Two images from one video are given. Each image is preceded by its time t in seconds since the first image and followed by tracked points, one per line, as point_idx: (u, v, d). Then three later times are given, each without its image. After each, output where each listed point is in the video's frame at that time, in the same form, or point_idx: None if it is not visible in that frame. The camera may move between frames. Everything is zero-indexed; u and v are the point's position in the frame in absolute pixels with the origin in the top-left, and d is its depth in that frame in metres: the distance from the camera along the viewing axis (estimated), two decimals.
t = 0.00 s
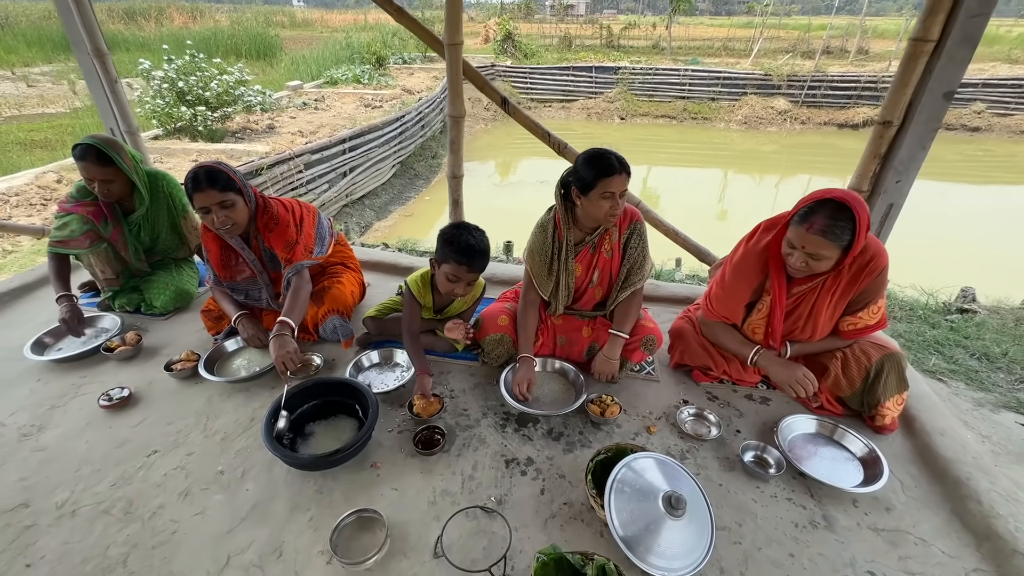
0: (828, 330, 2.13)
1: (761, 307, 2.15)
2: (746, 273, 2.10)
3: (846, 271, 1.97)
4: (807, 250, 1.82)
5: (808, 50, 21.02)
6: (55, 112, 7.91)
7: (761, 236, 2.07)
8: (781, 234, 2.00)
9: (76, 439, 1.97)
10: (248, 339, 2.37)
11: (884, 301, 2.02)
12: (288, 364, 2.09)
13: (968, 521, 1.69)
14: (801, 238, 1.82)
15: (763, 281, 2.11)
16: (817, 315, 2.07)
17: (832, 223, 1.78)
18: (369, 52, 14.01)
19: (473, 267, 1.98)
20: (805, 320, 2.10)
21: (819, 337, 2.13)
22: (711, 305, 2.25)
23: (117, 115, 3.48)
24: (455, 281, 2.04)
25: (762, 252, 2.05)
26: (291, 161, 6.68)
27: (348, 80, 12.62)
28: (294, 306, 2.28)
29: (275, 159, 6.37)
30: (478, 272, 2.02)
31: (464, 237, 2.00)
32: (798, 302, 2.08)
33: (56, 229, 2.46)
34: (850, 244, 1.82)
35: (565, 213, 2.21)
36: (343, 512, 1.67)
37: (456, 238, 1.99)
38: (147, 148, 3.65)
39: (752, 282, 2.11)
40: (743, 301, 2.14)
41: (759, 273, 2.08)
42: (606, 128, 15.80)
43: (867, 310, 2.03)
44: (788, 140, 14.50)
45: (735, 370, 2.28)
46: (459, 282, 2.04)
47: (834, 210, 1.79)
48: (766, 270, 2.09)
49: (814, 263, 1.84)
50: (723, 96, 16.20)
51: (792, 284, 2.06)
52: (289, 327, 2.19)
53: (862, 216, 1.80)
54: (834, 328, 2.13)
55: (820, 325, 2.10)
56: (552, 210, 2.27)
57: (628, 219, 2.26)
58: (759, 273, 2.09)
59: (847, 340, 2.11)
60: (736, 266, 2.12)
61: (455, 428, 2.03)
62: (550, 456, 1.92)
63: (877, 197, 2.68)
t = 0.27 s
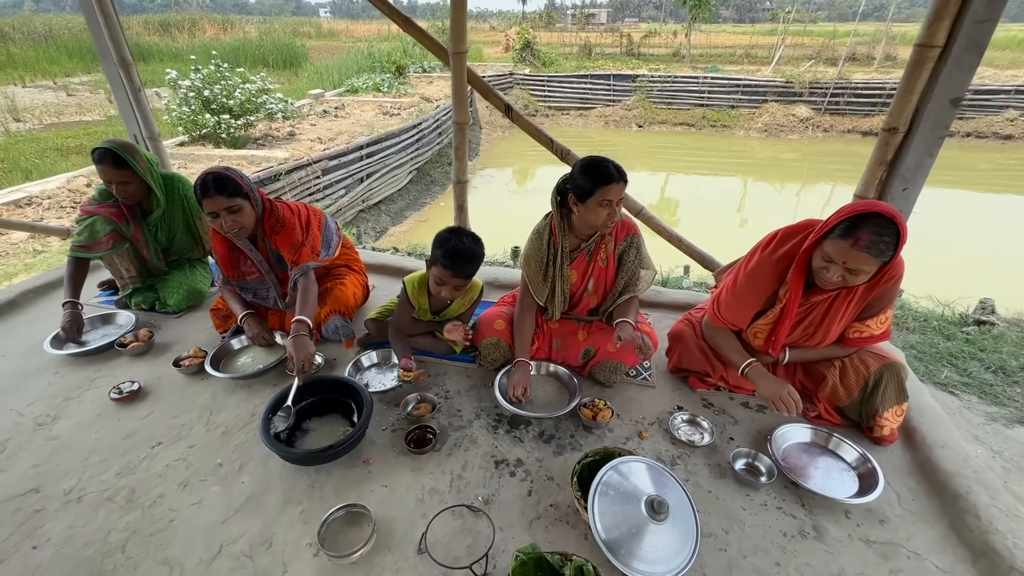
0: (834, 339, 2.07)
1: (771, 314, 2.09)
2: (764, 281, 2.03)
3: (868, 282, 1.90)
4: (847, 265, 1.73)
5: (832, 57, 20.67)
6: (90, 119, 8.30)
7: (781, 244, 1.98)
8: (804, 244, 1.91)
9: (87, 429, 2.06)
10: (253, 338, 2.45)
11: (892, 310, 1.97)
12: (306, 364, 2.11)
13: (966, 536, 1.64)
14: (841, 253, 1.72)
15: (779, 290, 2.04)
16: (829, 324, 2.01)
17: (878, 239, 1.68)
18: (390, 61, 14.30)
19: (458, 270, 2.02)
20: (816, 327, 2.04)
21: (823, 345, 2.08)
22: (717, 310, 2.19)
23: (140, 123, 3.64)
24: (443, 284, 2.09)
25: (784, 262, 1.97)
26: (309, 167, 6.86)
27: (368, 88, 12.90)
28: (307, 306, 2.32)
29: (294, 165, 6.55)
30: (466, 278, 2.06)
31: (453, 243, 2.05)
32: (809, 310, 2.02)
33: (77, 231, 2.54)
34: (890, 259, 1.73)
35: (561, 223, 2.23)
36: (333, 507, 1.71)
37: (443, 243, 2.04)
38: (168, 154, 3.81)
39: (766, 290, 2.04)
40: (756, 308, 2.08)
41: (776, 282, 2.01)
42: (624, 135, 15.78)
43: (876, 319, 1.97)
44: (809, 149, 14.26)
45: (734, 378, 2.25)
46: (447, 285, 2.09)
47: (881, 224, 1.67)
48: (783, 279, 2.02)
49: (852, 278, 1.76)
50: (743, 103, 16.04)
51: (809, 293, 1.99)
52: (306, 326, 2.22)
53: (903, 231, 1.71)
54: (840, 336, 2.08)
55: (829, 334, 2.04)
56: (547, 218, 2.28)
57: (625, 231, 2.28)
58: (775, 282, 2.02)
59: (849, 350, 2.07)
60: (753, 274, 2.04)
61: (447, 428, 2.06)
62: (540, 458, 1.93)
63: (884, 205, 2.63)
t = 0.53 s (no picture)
0: (832, 344, 2.07)
1: (770, 311, 2.11)
2: (765, 275, 2.08)
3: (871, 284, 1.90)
4: (845, 259, 1.74)
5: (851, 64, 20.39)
6: (117, 128, 8.61)
7: (784, 242, 2.03)
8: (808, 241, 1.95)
9: (98, 423, 2.14)
10: (258, 339, 2.51)
11: (892, 317, 1.97)
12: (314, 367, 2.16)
13: (959, 545, 1.61)
14: (838, 245, 1.74)
15: (780, 286, 2.07)
16: (831, 327, 2.01)
17: (875, 234, 1.69)
18: (405, 71, 14.55)
19: (430, 282, 2.09)
20: (817, 329, 2.04)
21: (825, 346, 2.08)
22: (717, 304, 2.23)
23: (158, 131, 3.79)
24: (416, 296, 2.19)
25: (785, 257, 2.02)
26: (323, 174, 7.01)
27: (384, 97, 13.15)
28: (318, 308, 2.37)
29: (308, 172, 6.71)
30: (436, 293, 2.15)
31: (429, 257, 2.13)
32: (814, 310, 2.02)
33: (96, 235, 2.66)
34: (890, 257, 1.73)
35: (560, 228, 2.24)
36: (326, 502, 1.76)
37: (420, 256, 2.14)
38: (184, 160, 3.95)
39: (767, 284, 2.08)
40: (755, 301, 2.13)
41: (776, 278, 2.06)
42: (637, 143, 15.78)
43: (875, 324, 1.97)
44: (826, 156, 14.07)
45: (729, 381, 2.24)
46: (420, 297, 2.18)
47: (881, 221, 1.69)
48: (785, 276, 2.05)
49: (849, 273, 1.77)
50: (758, 111, 15.91)
51: (811, 294, 2.00)
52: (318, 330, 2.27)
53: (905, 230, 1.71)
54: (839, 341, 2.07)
55: (829, 338, 2.04)
56: (547, 221, 2.30)
57: (625, 238, 2.30)
58: (777, 277, 2.06)
59: (846, 354, 2.07)
60: (755, 268, 2.09)
61: (441, 428, 2.09)
62: (531, 459, 1.95)
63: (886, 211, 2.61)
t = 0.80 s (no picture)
0: (824, 347, 2.07)
1: (753, 316, 2.11)
2: (742, 281, 2.08)
3: (844, 283, 1.90)
4: (801, 253, 1.76)
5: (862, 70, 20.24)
6: (134, 138, 8.84)
7: (757, 247, 2.05)
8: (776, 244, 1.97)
9: (103, 422, 2.20)
10: (260, 341, 2.57)
11: (879, 319, 1.97)
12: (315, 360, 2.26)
13: (954, 553, 1.59)
14: (793, 241, 1.78)
15: (759, 291, 2.08)
16: (815, 330, 2.00)
17: (825, 226, 1.72)
18: (415, 80, 14.74)
19: (397, 290, 2.10)
20: (803, 334, 2.04)
21: (816, 352, 2.07)
22: (706, 314, 2.23)
23: (169, 139, 3.90)
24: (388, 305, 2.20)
25: (758, 261, 2.03)
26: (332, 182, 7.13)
27: (393, 106, 13.32)
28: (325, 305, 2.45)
29: (317, 179, 6.83)
30: (403, 301, 2.13)
31: (398, 264, 2.17)
32: (798, 313, 2.01)
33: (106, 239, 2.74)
34: (847, 249, 1.74)
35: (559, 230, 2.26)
36: (319, 501, 1.79)
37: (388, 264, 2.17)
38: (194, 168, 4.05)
39: (746, 292, 2.08)
40: (737, 308, 2.12)
41: (753, 282, 2.05)
42: (646, 150, 15.78)
43: (863, 327, 1.97)
44: (837, 162, 13.94)
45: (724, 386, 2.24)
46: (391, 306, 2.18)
47: (830, 214, 1.73)
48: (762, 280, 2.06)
49: (810, 268, 1.78)
50: (768, 117, 15.84)
51: (789, 296, 2.00)
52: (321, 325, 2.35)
53: (859, 220, 1.73)
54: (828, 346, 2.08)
55: (817, 340, 2.04)
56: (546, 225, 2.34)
57: (621, 241, 2.31)
58: (754, 283, 2.06)
59: (840, 359, 2.06)
60: (732, 274, 2.10)
61: (436, 430, 2.12)
62: (523, 461, 1.97)
63: (886, 215, 2.59)
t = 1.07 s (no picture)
0: (813, 354, 2.07)
1: (734, 327, 2.14)
2: (717, 293, 2.12)
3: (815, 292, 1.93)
4: (758, 267, 1.82)
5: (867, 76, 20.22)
6: (144, 148, 8.99)
7: (727, 260, 2.10)
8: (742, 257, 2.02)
9: (106, 426, 2.23)
10: (262, 345, 2.60)
11: (862, 324, 1.96)
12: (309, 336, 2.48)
13: (952, 558, 1.58)
14: (749, 255, 1.84)
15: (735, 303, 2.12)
16: (797, 340, 2.02)
17: (777, 239, 1.78)
18: (420, 89, 14.89)
19: (381, 297, 2.12)
20: (786, 345, 2.05)
21: (804, 362, 2.07)
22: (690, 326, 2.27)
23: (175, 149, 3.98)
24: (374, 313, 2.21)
25: (729, 274, 2.08)
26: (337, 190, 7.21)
27: (398, 115, 13.46)
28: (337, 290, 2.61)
29: (321, 188, 6.90)
30: (388, 308, 2.15)
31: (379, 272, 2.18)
32: (779, 325, 2.03)
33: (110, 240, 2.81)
34: (802, 259, 1.80)
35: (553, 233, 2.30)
36: (316, 504, 1.80)
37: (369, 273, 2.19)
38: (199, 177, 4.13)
39: (722, 303, 2.12)
40: (717, 320, 2.16)
41: (729, 294, 2.09)
42: (650, 157, 15.82)
43: (846, 335, 1.97)
44: (842, 168, 13.90)
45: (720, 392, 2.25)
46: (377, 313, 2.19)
47: (780, 227, 1.79)
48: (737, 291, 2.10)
49: (769, 279, 1.84)
50: (771, 123, 15.84)
51: (764, 307, 2.04)
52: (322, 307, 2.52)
53: (810, 230, 1.79)
54: (819, 353, 2.08)
55: (803, 349, 2.04)
56: (541, 229, 2.37)
57: (615, 242, 2.32)
58: (729, 295, 2.11)
59: (833, 365, 2.05)
60: (708, 286, 2.15)
61: (433, 434, 2.13)
62: (519, 465, 1.97)
63: (884, 220, 2.60)
